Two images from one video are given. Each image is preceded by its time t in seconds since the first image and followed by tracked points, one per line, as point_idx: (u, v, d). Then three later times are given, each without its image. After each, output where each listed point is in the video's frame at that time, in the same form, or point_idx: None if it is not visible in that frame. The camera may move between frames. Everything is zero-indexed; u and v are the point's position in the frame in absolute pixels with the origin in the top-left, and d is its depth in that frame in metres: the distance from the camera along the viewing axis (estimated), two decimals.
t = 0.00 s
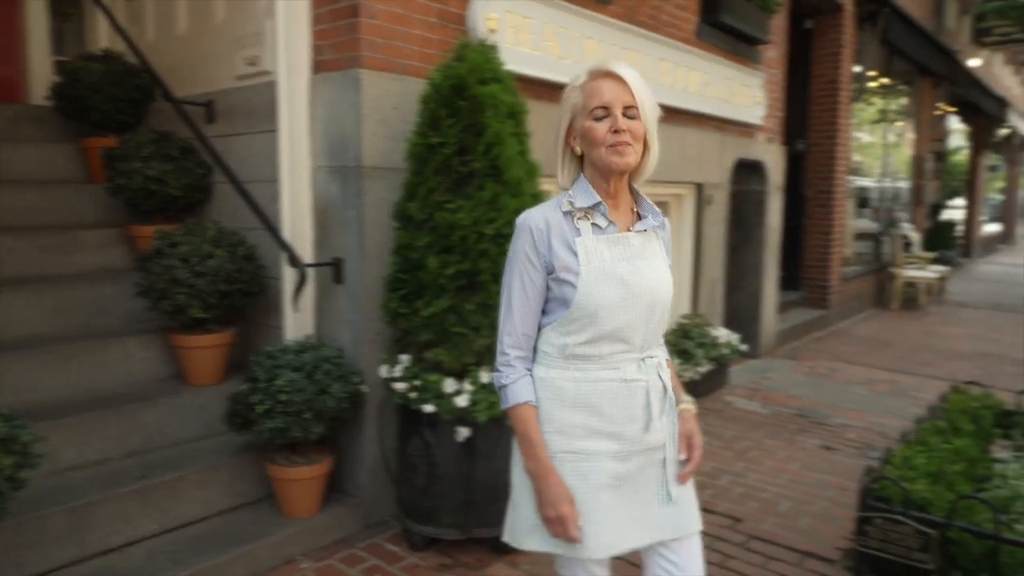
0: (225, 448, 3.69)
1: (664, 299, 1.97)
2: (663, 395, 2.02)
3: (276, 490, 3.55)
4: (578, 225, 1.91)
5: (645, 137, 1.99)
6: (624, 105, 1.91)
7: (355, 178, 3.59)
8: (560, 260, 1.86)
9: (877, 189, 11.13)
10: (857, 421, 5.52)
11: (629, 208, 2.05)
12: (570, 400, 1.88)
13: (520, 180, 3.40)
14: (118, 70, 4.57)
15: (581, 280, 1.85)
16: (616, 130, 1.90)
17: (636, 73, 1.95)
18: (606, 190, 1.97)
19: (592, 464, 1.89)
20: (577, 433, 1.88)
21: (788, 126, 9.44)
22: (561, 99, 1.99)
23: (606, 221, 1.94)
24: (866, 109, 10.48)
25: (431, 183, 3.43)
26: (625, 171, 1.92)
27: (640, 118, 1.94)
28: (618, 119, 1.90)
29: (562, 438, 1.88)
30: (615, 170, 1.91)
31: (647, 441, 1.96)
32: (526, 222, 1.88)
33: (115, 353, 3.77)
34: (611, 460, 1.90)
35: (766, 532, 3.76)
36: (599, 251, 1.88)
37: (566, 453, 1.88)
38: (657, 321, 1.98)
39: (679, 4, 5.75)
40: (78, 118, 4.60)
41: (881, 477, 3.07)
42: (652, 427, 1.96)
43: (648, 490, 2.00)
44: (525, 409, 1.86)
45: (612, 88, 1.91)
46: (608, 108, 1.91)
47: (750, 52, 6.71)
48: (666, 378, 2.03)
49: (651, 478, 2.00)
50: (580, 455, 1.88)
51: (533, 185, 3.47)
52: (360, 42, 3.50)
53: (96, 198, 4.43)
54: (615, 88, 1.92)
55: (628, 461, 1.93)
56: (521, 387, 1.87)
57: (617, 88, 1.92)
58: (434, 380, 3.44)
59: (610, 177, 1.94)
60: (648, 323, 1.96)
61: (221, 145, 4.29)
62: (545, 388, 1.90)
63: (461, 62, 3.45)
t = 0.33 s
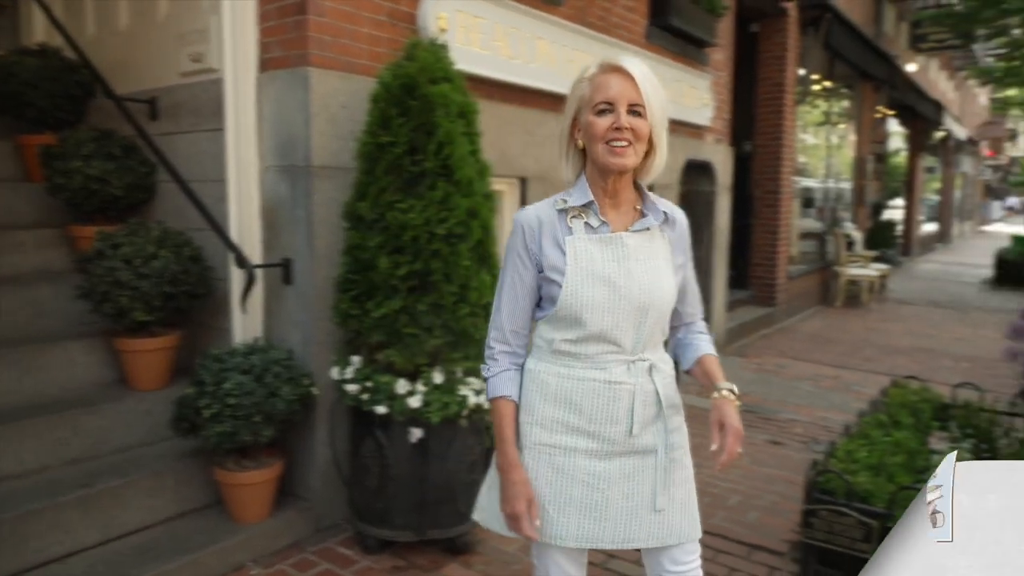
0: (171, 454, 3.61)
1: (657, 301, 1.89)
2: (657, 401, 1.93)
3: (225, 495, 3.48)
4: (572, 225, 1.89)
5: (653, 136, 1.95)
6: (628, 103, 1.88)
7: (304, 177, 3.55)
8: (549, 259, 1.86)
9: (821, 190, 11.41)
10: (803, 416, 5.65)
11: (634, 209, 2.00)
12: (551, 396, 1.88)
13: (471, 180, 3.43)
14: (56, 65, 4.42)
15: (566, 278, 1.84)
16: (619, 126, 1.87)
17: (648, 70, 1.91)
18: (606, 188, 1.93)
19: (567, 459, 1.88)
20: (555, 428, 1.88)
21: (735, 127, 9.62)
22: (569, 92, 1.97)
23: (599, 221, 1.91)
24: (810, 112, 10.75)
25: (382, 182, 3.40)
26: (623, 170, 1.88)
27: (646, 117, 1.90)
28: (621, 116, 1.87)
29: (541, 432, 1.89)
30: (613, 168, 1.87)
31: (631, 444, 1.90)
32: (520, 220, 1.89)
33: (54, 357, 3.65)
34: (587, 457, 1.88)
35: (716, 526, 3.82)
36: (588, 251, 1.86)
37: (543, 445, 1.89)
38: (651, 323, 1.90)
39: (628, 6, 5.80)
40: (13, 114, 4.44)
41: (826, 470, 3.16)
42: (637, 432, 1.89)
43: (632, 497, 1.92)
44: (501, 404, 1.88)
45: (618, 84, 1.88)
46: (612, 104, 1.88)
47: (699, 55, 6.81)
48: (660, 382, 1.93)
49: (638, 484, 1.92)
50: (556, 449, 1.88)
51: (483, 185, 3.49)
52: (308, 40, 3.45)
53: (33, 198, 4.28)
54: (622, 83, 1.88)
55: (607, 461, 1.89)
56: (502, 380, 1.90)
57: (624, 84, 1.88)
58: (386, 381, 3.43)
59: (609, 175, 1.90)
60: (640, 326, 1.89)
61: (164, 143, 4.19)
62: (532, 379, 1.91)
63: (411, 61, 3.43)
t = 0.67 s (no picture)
0: (127, 459, 3.54)
1: (692, 302, 1.80)
2: (690, 406, 1.85)
3: (183, 500, 3.42)
4: (604, 227, 1.84)
5: (686, 138, 1.87)
6: (657, 105, 1.81)
7: (263, 177, 3.50)
8: (580, 261, 1.84)
9: (778, 190, 11.61)
10: (762, 413, 5.74)
11: (671, 210, 1.91)
12: (581, 394, 1.86)
13: (431, 180, 3.43)
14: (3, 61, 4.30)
15: (594, 280, 1.80)
16: (648, 130, 1.80)
17: (679, 70, 1.83)
18: (639, 191, 1.86)
19: (592, 457, 1.85)
20: (581, 423, 1.86)
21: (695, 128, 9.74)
22: (601, 96, 1.93)
23: (631, 224, 1.85)
24: (767, 114, 10.93)
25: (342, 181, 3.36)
26: (654, 173, 1.81)
27: (678, 118, 1.82)
28: (649, 119, 1.80)
29: (567, 427, 1.88)
30: (642, 172, 1.81)
31: (659, 447, 1.84)
32: (553, 224, 1.88)
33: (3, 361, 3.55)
34: (612, 456, 1.84)
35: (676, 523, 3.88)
36: (619, 251, 1.80)
37: (570, 439, 1.87)
38: (684, 325, 1.81)
39: (589, 8, 5.84)
40: None
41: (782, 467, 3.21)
42: (666, 435, 1.82)
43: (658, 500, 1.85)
44: (534, 396, 1.92)
45: (648, 86, 1.82)
46: (641, 107, 1.82)
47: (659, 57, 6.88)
48: (693, 386, 1.84)
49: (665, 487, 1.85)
50: (583, 446, 1.86)
51: (443, 185, 3.49)
52: (266, 38, 3.41)
53: None
54: (650, 86, 1.82)
55: (633, 462, 1.84)
56: (533, 374, 1.93)
57: (654, 86, 1.82)
58: (347, 383, 3.40)
59: (640, 179, 1.84)
60: (674, 328, 1.81)
61: (117, 142, 4.11)
62: (563, 374, 1.90)
63: (370, 60, 3.40)
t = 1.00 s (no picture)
0: (79, 466, 3.45)
1: (688, 302, 1.82)
2: (683, 404, 1.87)
3: (139, 507, 3.35)
4: (607, 223, 1.87)
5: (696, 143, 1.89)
6: (672, 104, 1.83)
7: (220, 177, 3.44)
8: (581, 256, 1.86)
9: (736, 191, 11.79)
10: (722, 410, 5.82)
11: (674, 212, 1.92)
12: (576, 386, 1.89)
13: (392, 180, 3.41)
14: None
15: (593, 276, 1.82)
16: (661, 127, 1.82)
17: (697, 74, 1.86)
18: (645, 189, 1.87)
19: (585, 448, 1.88)
20: (576, 415, 1.90)
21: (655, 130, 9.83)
22: (619, 90, 1.95)
23: (632, 222, 1.86)
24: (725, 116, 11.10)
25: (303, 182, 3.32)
26: (661, 171, 1.82)
27: (691, 120, 1.84)
28: (662, 116, 1.82)
29: (562, 418, 1.91)
30: (650, 168, 1.82)
31: (650, 442, 1.87)
32: (557, 219, 1.90)
33: None
34: (604, 449, 1.87)
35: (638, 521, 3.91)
36: (620, 249, 1.82)
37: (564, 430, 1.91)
38: (679, 324, 1.83)
39: (550, 9, 5.86)
40: None
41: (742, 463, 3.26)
42: (656, 431, 1.85)
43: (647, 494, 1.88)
44: (533, 385, 1.94)
45: (665, 84, 1.84)
46: (656, 104, 1.84)
47: (619, 59, 6.92)
48: (685, 384, 1.87)
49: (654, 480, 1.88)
50: (577, 438, 1.90)
51: (404, 186, 3.48)
52: (223, 36, 3.35)
53: None
54: (668, 85, 1.84)
55: (623, 456, 1.87)
56: (533, 365, 1.95)
57: (671, 85, 1.84)
58: (308, 386, 3.36)
59: (647, 175, 1.85)
60: (669, 326, 1.83)
61: (68, 141, 4.01)
62: (560, 367, 1.94)
63: (330, 59, 3.37)
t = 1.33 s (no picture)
0: (43, 471, 3.40)
1: (650, 301, 1.83)
2: (647, 402, 1.88)
3: (104, 511, 3.29)
4: (574, 219, 1.87)
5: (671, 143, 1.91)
6: (651, 101, 1.85)
7: (188, 176, 3.40)
8: (548, 251, 1.88)
9: (706, 191, 11.92)
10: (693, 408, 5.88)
11: (642, 213, 1.93)
12: (541, 385, 1.92)
13: (362, 180, 3.40)
14: None
15: (557, 274, 1.84)
16: (638, 124, 1.83)
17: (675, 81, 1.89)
18: (616, 185, 1.88)
19: (552, 447, 1.91)
20: (542, 415, 1.92)
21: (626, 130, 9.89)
22: (599, 88, 1.97)
23: (600, 220, 1.88)
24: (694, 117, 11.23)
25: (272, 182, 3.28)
26: (635, 167, 1.83)
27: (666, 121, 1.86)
28: (642, 110, 1.83)
29: (530, 417, 1.94)
30: (623, 163, 1.82)
31: (613, 441, 1.88)
32: (528, 213, 1.92)
33: None
34: (569, 448, 1.89)
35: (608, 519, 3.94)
36: (584, 247, 1.83)
37: (532, 429, 1.94)
38: (642, 323, 1.84)
39: (521, 9, 5.87)
40: None
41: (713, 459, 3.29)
42: (619, 429, 1.86)
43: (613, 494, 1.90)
44: (492, 373, 1.94)
45: (644, 83, 1.86)
46: (634, 102, 1.85)
47: (590, 59, 6.95)
48: (649, 383, 1.88)
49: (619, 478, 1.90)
50: (541, 436, 1.92)
51: (375, 186, 3.46)
52: (189, 33, 3.31)
53: None
54: (648, 83, 1.86)
55: (589, 455, 1.88)
56: (493, 352, 1.95)
57: (650, 85, 1.86)
58: (278, 387, 3.33)
59: (620, 171, 1.86)
60: (631, 326, 1.84)
61: (30, 139, 3.93)
62: (526, 368, 1.96)
63: (299, 57, 3.33)
